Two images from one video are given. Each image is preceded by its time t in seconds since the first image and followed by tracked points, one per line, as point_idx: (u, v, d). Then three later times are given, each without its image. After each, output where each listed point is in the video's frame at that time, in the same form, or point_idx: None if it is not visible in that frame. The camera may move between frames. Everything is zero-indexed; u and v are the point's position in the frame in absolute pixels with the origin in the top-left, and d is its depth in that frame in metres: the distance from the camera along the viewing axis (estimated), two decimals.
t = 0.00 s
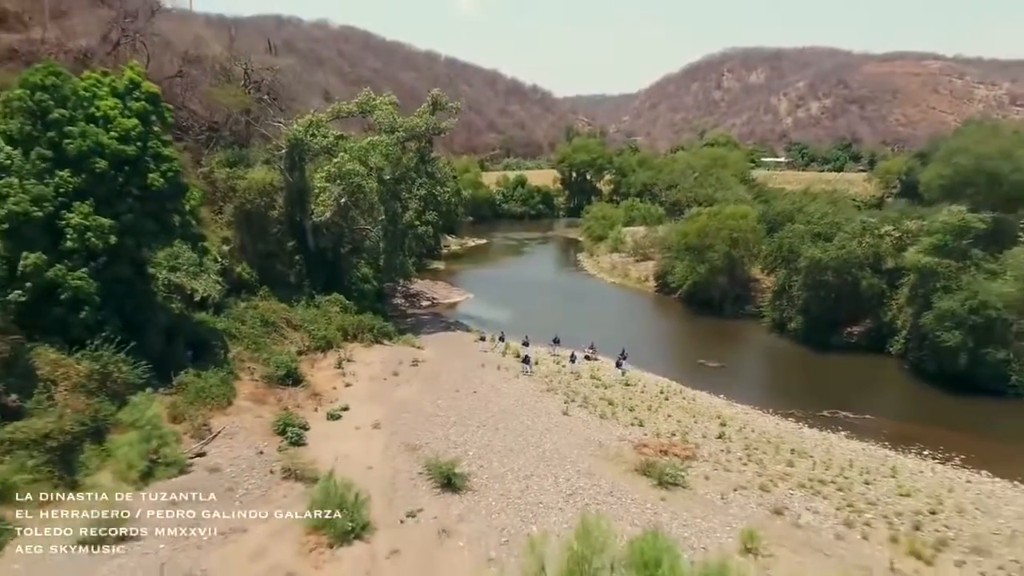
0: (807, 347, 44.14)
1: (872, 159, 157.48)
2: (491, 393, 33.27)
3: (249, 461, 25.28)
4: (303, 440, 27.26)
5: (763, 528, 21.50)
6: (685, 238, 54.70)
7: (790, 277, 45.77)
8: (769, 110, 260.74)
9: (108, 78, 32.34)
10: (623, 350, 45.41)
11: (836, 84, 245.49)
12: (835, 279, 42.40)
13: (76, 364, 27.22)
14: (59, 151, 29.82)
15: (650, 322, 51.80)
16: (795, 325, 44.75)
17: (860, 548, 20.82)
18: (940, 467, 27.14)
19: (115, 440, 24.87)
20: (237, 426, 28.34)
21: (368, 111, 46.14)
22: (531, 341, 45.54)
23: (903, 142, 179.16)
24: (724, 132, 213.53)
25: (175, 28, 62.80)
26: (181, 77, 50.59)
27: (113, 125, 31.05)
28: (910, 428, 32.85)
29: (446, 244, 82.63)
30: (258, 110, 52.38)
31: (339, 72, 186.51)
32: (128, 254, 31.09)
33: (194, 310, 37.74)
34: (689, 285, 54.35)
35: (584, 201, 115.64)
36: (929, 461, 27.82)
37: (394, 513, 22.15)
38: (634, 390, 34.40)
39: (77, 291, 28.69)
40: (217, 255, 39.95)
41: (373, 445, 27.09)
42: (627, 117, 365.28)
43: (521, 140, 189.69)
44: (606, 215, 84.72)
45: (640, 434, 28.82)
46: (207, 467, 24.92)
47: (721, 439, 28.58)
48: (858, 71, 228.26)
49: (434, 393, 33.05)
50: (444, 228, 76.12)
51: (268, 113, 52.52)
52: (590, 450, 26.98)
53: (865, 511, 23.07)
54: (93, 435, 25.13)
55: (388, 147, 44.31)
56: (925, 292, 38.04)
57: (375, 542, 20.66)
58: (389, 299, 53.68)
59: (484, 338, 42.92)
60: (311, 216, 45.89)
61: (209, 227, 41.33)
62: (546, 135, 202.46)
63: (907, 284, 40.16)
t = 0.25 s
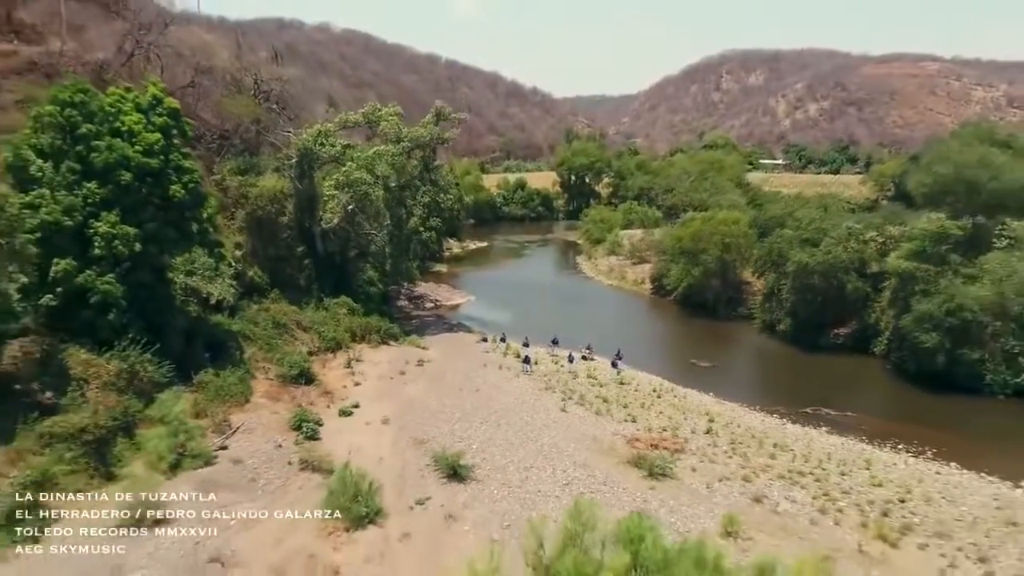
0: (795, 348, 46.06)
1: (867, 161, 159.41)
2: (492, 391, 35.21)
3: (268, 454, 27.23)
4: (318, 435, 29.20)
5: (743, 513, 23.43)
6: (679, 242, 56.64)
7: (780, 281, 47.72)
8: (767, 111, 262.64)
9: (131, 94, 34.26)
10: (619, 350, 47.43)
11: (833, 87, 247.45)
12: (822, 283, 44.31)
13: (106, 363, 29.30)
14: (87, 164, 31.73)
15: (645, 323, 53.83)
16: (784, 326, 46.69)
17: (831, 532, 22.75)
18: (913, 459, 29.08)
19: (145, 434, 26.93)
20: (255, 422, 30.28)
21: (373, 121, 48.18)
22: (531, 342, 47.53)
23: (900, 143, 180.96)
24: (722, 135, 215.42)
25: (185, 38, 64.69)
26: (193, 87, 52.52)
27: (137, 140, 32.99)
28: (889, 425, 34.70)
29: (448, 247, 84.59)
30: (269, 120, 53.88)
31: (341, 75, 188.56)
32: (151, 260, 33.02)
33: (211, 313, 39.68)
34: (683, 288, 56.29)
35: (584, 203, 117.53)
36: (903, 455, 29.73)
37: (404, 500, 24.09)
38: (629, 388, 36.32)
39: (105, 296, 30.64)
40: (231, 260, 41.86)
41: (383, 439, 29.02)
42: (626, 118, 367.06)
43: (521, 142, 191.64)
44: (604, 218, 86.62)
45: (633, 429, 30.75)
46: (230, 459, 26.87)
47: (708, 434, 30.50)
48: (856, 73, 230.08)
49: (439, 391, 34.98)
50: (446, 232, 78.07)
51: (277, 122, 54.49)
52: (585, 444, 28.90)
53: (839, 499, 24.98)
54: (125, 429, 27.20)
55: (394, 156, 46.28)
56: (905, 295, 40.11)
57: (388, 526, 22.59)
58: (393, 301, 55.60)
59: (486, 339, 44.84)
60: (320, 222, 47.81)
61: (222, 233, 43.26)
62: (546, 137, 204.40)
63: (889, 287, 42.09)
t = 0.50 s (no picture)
0: (784, 348, 48.02)
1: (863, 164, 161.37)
2: (494, 388, 37.13)
3: (285, 447, 29.14)
4: (330, 429, 31.13)
5: (727, 500, 25.31)
6: (672, 245, 58.63)
7: (769, 283, 49.75)
8: (765, 113, 264.58)
9: (152, 107, 36.17)
10: (615, 349, 49.42)
11: (831, 88, 249.27)
12: (809, 285, 46.25)
13: (132, 362, 31.26)
14: (112, 173, 33.60)
15: (641, 323, 55.85)
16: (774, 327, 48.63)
17: (807, 517, 24.64)
18: (888, 452, 31.02)
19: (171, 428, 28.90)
20: (271, 417, 32.19)
21: (379, 129, 50.55)
22: (531, 342, 49.55)
23: (896, 145, 182.81)
24: (721, 137, 217.29)
25: (195, 47, 66.62)
26: (204, 96, 54.43)
27: (158, 151, 34.92)
28: (870, 420, 36.59)
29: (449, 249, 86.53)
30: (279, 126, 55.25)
31: (343, 78, 190.58)
32: (171, 265, 34.92)
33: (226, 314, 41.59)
34: (677, 289, 58.26)
35: (583, 206, 119.45)
36: (880, 448, 31.70)
37: (413, 488, 26.03)
38: (623, 386, 38.26)
39: (130, 298, 32.49)
40: (244, 263, 43.75)
41: (392, 433, 30.96)
42: (626, 119, 368.43)
43: (522, 144, 193.62)
44: (602, 221, 88.54)
45: (627, 424, 32.68)
46: (249, 451, 28.78)
47: (697, 428, 32.43)
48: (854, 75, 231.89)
49: (443, 389, 36.90)
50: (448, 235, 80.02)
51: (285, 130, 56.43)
52: (581, 438, 30.84)
53: (817, 487, 26.87)
54: (151, 424, 29.06)
55: (399, 165, 48.49)
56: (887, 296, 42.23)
57: (398, 512, 24.52)
58: (398, 302, 57.52)
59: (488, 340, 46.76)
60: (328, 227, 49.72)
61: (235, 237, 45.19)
62: (546, 139, 206.32)
63: (873, 289, 44.06)
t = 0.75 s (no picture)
0: (774, 347, 49.94)
1: (860, 165, 163.10)
2: (495, 386, 39.04)
3: (299, 439, 31.06)
4: (341, 423, 33.05)
5: (712, 488, 27.20)
6: (667, 248, 60.55)
7: (760, 285, 51.73)
8: (763, 114, 266.43)
9: (170, 119, 38.14)
10: (611, 348, 51.38)
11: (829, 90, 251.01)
12: (797, 287, 48.18)
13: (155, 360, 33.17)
14: (134, 182, 35.52)
15: (636, 323, 57.85)
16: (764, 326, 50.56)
17: (787, 503, 26.53)
18: (867, 445, 32.95)
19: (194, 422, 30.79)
20: (284, 412, 34.10)
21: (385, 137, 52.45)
22: (530, 342, 51.53)
23: (893, 147, 184.65)
24: (719, 138, 219.17)
25: (204, 55, 68.58)
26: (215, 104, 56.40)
27: (177, 160, 36.86)
28: (852, 416, 38.47)
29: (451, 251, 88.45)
30: (287, 132, 57.14)
31: (345, 81, 192.62)
32: (189, 268, 36.83)
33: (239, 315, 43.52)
34: (672, 291, 60.20)
35: (582, 208, 121.35)
36: (859, 441, 33.61)
37: (420, 477, 27.95)
38: (618, 383, 40.18)
39: (152, 301, 34.37)
40: (256, 266, 45.68)
41: (399, 427, 32.90)
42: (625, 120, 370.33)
43: (522, 146, 195.56)
44: (600, 223, 90.42)
45: (621, 418, 34.60)
46: (266, 443, 30.70)
47: (687, 423, 34.36)
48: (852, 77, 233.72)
49: (447, 386, 38.81)
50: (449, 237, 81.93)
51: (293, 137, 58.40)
52: (578, 431, 32.74)
53: (797, 477, 28.76)
54: (175, 419, 30.97)
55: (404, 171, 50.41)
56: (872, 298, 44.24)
57: (407, 499, 26.42)
58: (402, 303, 59.45)
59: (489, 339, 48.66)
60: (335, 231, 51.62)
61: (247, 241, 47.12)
62: (546, 141, 208.22)
63: (857, 291, 46.02)
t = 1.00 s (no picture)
0: (765, 347, 51.87)
1: (857, 167, 164.89)
2: (496, 384, 40.97)
3: (312, 435, 32.97)
4: (351, 420, 35.00)
5: (700, 478, 29.11)
6: (662, 251, 62.50)
7: (752, 287, 53.68)
8: (762, 116, 268.28)
9: (188, 130, 40.08)
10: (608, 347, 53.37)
11: (828, 91, 252.69)
12: (787, 289, 50.10)
13: (176, 360, 35.09)
14: (153, 191, 37.41)
15: (633, 323, 59.88)
16: (756, 328, 52.52)
17: (768, 491, 28.43)
18: (848, 439, 34.87)
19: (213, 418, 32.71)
20: (297, 410, 36.01)
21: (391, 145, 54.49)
22: (530, 342, 53.54)
23: (890, 149, 186.39)
24: (718, 140, 220.99)
25: (213, 63, 70.59)
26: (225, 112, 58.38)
27: (195, 169, 38.79)
28: (837, 413, 40.36)
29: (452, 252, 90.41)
30: (295, 139, 59.04)
31: (347, 83, 194.68)
32: (206, 272, 38.72)
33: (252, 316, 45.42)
34: (667, 293, 62.11)
35: (581, 210, 123.22)
36: (841, 436, 35.53)
37: (427, 469, 29.83)
38: (614, 381, 42.12)
39: (172, 304, 36.25)
40: (267, 270, 47.60)
41: (406, 423, 34.81)
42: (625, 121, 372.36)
43: (522, 148, 197.48)
44: (599, 226, 92.31)
45: (616, 415, 36.53)
46: (281, 438, 32.62)
47: (679, 419, 36.27)
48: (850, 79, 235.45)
49: (450, 384, 40.73)
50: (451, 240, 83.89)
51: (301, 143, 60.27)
52: (575, 427, 34.64)
53: (781, 469, 30.65)
54: (195, 416, 32.87)
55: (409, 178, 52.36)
56: (858, 302, 46.23)
57: (415, 489, 28.35)
58: (406, 304, 61.34)
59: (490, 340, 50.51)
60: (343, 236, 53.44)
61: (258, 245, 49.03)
62: (546, 143, 210.09)
63: (843, 294, 47.90)
